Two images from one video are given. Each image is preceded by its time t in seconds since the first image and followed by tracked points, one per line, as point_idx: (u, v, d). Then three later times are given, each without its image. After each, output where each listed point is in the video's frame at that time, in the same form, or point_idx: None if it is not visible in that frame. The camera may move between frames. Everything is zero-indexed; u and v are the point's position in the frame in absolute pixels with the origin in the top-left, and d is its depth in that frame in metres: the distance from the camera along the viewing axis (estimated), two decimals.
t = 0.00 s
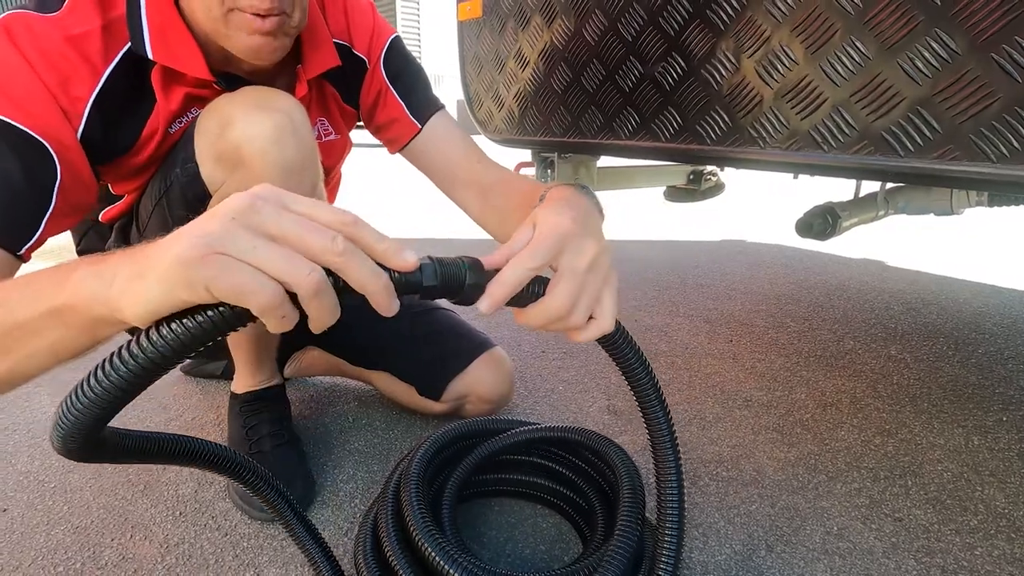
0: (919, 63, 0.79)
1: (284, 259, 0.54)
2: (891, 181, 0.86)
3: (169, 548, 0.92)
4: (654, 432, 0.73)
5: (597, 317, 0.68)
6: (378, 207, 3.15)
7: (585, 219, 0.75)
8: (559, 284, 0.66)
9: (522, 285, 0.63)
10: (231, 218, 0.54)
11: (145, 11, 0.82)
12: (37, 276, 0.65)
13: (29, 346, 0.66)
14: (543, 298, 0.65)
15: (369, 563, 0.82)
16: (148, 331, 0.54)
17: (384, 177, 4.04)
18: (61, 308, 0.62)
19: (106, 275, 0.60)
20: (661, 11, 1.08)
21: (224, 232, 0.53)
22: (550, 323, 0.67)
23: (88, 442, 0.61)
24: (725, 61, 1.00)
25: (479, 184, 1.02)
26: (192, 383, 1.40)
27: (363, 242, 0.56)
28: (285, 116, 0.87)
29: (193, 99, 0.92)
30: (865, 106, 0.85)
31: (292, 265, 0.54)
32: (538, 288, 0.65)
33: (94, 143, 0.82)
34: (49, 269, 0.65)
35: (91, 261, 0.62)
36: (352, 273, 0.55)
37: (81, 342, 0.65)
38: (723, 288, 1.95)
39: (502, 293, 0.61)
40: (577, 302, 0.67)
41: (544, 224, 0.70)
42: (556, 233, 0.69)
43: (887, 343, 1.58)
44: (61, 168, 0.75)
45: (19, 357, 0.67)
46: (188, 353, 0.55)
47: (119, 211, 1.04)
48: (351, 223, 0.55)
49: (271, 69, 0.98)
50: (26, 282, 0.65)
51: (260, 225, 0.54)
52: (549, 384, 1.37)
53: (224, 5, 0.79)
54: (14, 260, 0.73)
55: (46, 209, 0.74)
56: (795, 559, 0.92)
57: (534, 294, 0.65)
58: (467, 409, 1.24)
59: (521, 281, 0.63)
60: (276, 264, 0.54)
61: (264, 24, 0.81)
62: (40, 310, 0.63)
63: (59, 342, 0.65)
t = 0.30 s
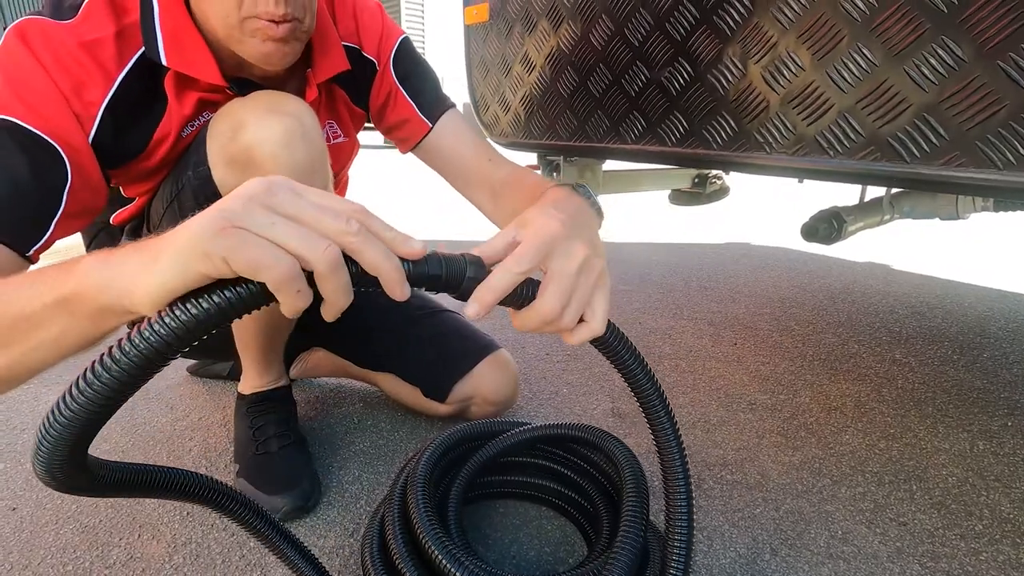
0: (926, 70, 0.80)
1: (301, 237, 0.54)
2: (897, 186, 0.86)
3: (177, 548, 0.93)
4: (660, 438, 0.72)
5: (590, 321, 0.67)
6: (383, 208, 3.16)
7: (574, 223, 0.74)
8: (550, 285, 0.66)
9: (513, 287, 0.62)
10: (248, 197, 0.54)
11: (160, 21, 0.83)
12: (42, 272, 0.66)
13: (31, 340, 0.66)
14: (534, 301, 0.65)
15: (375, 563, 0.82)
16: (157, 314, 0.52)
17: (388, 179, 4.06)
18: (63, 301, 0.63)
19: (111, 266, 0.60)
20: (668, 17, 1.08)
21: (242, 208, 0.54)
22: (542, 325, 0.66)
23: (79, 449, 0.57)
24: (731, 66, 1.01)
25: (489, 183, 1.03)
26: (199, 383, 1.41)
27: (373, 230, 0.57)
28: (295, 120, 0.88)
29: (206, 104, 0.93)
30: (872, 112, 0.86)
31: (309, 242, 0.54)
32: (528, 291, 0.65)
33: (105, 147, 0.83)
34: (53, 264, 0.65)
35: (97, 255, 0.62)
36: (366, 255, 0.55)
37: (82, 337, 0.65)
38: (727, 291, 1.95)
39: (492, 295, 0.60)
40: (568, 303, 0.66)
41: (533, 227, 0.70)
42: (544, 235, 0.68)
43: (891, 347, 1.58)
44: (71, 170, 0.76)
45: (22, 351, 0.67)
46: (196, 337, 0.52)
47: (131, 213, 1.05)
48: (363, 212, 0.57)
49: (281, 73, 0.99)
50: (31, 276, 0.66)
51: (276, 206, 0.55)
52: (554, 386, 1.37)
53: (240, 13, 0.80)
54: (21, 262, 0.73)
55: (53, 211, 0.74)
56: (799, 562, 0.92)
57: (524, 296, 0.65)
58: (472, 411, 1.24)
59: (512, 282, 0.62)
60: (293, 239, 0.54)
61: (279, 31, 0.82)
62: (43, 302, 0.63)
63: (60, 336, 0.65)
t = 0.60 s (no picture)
0: (932, 70, 0.80)
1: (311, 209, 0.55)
2: (903, 187, 0.87)
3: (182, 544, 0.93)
4: (664, 446, 0.72)
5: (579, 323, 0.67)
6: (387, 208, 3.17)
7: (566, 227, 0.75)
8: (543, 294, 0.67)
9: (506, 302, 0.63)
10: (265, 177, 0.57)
11: (170, 21, 0.84)
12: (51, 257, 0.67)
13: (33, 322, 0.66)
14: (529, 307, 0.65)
15: (379, 561, 0.83)
16: (157, 277, 0.50)
17: (392, 179, 4.06)
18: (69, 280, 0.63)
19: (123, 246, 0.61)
20: (674, 17, 1.08)
21: (258, 180, 0.56)
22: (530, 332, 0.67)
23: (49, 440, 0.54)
24: (737, 66, 1.01)
25: (496, 182, 1.04)
26: (204, 381, 1.41)
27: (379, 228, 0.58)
28: (305, 119, 0.89)
29: (214, 103, 0.93)
30: (877, 112, 0.86)
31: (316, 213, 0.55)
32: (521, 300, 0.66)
33: (109, 145, 0.84)
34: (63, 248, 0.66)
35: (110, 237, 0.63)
36: (369, 239, 0.56)
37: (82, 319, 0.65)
38: (731, 292, 1.95)
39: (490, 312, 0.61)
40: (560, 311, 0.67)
41: (526, 236, 0.70)
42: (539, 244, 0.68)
43: (896, 348, 1.58)
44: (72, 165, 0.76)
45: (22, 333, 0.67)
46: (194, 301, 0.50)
47: (139, 212, 1.04)
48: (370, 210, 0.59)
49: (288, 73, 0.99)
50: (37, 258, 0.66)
51: (291, 186, 0.57)
52: (558, 386, 1.37)
53: (246, 12, 0.81)
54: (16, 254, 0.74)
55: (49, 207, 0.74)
56: (803, 563, 0.92)
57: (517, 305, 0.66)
58: (476, 410, 1.24)
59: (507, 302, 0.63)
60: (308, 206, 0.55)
61: (284, 32, 0.83)
62: (48, 280, 0.64)
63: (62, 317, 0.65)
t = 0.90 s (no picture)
0: (934, 72, 0.80)
1: (302, 248, 0.54)
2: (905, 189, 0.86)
3: (184, 544, 0.94)
4: (663, 448, 0.72)
5: (568, 303, 0.68)
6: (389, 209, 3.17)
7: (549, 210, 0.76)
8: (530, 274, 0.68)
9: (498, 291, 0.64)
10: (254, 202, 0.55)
11: (172, 22, 0.84)
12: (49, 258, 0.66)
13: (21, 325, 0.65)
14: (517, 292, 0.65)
15: (380, 562, 0.83)
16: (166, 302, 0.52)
17: (395, 180, 4.07)
18: (70, 284, 0.63)
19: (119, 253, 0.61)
20: (675, 19, 1.08)
21: (247, 211, 0.54)
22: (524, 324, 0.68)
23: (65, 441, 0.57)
24: (739, 68, 1.01)
25: (497, 184, 1.04)
26: (206, 381, 1.42)
27: (373, 244, 0.57)
28: (306, 120, 0.89)
29: (217, 104, 0.93)
30: (878, 114, 0.86)
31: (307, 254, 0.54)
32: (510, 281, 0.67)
33: (109, 145, 0.84)
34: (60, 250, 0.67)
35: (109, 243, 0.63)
36: (361, 271, 0.55)
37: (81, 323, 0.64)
38: (733, 294, 1.95)
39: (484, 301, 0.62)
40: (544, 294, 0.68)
41: (506, 222, 0.71)
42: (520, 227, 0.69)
43: (898, 351, 1.58)
44: (71, 164, 0.76)
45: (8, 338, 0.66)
46: (178, 342, 0.52)
47: (140, 213, 1.04)
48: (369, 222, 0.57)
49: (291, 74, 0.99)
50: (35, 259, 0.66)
51: (285, 213, 0.56)
52: (560, 387, 1.37)
53: (247, 8, 0.82)
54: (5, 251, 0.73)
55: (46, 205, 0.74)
56: (804, 565, 0.92)
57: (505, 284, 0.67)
58: (477, 411, 1.25)
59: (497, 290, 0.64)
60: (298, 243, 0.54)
61: (285, 28, 0.83)
62: (46, 284, 0.64)
63: (53, 324, 0.65)
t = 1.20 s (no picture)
0: (941, 72, 0.79)
1: (320, 307, 0.58)
2: (911, 189, 0.86)
3: (188, 542, 0.94)
4: (678, 448, 0.71)
5: (569, 293, 0.68)
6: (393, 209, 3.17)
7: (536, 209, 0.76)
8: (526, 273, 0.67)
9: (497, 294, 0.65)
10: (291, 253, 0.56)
11: (179, 23, 0.85)
12: (55, 237, 0.63)
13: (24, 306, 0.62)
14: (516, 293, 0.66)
15: (385, 561, 0.83)
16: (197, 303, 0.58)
17: (398, 181, 4.07)
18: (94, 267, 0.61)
19: (139, 237, 0.60)
20: (681, 19, 1.08)
21: (282, 269, 0.55)
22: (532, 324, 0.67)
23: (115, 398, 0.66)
24: (745, 68, 1.01)
25: (500, 187, 1.05)
26: (210, 380, 1.42)
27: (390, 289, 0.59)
28: (312, 120, 0.90)
29: (223, 104, 0.93)
30: (886, 113, 0.85)
31: (323, 313, 0.58)
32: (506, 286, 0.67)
33: (115, 141, 0.83)
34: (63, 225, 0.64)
35: (124, 222, 0.62)
36: (367, 327, 0.59)
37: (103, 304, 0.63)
38: (737, 295, 1.94)
39: (488, 303, 0.63)
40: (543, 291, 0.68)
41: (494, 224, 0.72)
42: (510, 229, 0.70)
43: (903, 352, 1.57)
44: (73, 155, 0.75)
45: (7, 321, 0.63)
46: (179, 352, 0.58)
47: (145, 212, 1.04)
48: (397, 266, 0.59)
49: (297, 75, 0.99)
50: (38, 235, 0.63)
51: (313, 263, 0.57)
52: (563, 387, 1.37)
53: (255, 15, 0.82)
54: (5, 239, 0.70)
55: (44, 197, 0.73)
56: (809, 567, 0.92)
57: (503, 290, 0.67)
58: (480, 411, 1.25)
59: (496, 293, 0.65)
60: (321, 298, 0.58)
61: (291, 38, 0.84)
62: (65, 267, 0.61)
63: (71, 308, 0.63)
